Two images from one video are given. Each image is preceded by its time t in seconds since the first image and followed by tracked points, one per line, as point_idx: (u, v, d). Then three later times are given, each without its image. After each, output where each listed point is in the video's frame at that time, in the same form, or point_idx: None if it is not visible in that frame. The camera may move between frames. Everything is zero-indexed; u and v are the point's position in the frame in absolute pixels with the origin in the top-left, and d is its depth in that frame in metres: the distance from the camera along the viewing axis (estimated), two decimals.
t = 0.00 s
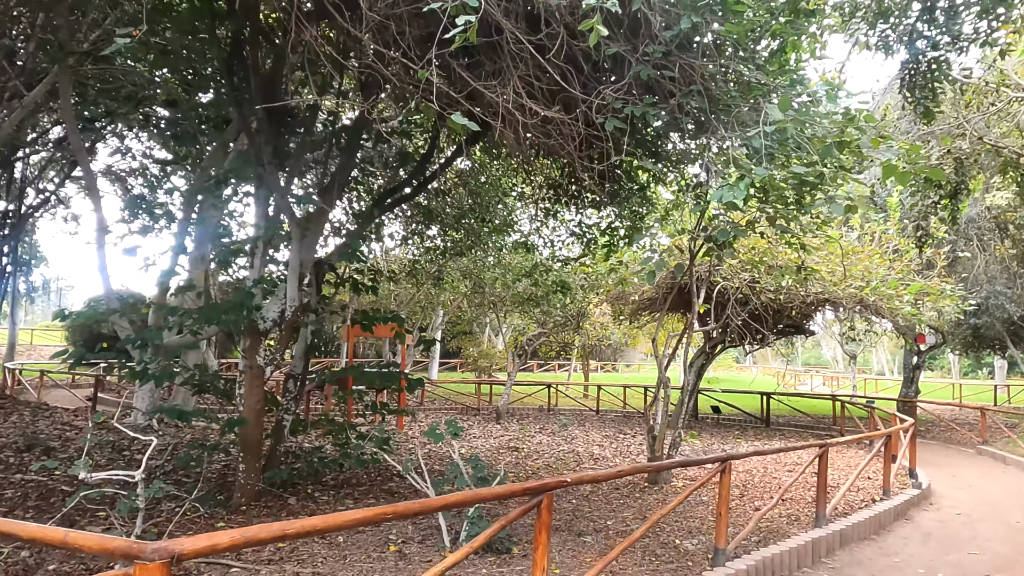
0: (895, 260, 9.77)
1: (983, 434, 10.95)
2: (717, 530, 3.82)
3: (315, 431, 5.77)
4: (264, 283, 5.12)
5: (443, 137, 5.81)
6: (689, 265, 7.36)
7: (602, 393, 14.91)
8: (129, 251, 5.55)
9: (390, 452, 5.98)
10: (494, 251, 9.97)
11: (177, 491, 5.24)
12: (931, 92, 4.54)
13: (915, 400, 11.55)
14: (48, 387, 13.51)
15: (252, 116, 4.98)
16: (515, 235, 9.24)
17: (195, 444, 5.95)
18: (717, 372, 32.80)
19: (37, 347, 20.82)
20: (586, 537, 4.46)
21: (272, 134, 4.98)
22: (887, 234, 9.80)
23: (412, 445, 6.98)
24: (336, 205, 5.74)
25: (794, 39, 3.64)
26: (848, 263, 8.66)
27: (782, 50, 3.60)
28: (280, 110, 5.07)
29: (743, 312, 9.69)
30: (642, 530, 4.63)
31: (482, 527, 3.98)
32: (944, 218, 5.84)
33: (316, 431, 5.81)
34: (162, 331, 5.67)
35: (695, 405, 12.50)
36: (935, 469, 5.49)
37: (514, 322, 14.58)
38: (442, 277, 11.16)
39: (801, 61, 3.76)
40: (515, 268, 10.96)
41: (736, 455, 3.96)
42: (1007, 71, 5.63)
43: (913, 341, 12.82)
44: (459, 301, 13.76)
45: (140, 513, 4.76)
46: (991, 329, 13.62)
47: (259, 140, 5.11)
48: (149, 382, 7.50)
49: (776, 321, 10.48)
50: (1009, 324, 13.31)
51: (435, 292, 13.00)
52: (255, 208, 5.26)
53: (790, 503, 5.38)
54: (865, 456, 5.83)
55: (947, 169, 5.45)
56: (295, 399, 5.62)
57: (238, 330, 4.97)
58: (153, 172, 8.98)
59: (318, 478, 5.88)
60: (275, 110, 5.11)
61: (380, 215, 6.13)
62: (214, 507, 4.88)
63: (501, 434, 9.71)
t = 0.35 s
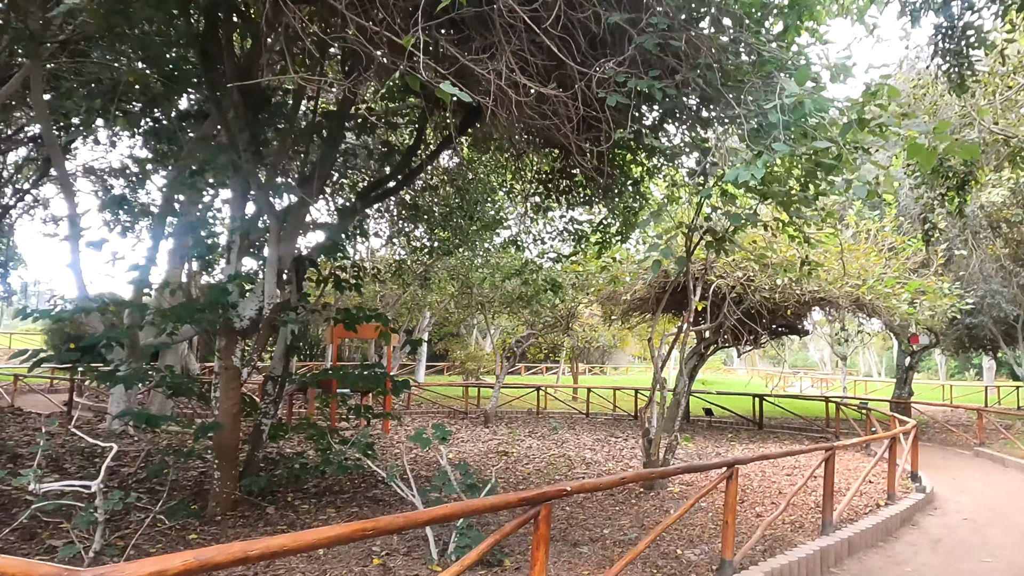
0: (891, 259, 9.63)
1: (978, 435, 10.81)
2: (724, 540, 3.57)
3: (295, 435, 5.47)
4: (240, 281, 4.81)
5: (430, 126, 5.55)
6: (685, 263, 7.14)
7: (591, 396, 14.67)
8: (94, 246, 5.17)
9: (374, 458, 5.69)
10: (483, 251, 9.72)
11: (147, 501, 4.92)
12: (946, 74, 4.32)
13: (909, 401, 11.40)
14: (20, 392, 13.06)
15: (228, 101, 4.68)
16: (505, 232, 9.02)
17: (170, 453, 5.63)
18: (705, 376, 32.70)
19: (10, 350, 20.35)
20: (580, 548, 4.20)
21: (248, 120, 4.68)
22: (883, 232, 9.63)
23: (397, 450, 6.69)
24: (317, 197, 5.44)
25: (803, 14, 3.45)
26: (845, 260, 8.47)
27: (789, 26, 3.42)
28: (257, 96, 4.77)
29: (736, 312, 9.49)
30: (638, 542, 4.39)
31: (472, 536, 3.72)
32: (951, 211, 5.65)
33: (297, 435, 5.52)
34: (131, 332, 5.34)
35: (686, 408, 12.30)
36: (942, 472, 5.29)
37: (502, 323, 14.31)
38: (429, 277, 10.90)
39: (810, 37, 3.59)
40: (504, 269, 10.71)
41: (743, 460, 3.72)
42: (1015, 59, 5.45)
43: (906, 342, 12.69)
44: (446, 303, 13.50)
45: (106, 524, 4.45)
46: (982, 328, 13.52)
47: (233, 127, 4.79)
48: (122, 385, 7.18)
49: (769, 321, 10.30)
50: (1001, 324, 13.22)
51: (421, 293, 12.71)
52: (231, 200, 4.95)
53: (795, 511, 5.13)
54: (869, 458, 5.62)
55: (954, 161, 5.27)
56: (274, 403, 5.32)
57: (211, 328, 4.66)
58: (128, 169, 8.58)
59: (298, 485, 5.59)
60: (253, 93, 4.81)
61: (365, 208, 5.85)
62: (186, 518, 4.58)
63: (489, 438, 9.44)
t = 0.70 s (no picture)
0: (880, 257, 9.51)
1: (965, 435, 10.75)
2: (720, 553, 3.37)
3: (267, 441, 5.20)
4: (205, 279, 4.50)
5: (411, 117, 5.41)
6: (674, 260, 6.93)
7: (576, 397, 14.51)
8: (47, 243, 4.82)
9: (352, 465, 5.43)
10: (465, 249, 9.49)
11: (106, 513, 4.62)
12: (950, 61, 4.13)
13: (896, 400, 11.30)
14: None
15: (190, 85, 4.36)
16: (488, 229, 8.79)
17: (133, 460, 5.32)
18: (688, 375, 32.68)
19: None
20: (566, 560, 3.98)
21: (213, 106, 4.38)
22: (872, 229, 9.50)
23: (376, 456, 6.42)
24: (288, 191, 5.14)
25: None
26: (835, 258, 8.31)
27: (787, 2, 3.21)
28: (223, 81, 4.45)
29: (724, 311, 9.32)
30: (628, 553, 4.18)
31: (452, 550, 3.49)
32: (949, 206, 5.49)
33: (269, 442, 5.24)
34: (89, 333, 5.03)
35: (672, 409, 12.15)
36: (942, 475, 5.12)
37: (485, 324, 14.07)
38: (410, 276, 10.65)
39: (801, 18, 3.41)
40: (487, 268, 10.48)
41: (738, 466, 3.51)
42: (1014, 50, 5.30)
43: (892, 341, 12.60)
44: (428, 303, 13.25)
45: (59, 540, 4.14)
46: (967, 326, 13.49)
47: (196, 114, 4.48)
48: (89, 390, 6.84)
49: (757, 320, 10.15)
50: (985, 322, 13.18)
51: (403, 292, 12.44)
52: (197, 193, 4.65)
53: (791, 519, 4.94)
54: (865, 462, 5.45)
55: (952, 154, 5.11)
56: (243, 408, 5.03)
57: (174, 328, 4.36)
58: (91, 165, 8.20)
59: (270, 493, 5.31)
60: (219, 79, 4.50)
61: (341, 203, 5.62)
62: (147, 531, 4.29)
63: (472, 440, 9.23)
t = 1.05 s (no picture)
0: (863, 253, 9.36)
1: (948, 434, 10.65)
2: (703, 562, 3.14)
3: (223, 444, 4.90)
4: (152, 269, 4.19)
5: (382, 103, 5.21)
6: (655, 255, 6.70)
7: (556, 397, 14.27)
8: None
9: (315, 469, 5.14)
10: (441, 245, 9.22)
11: (47, 523, 4.30)
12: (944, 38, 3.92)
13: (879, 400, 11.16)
14: None
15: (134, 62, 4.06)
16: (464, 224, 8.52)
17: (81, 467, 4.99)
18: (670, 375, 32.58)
19: None
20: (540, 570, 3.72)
21: (159, 81, 4.05)
22: (855, 225, 9.34)
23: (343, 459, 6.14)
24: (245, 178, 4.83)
25: None
26: (819, 253, 8.13)
27: None
28: (170, 54, 4.11)
29: (706, 309, 9.12)
30: (606, 561, 3.94)
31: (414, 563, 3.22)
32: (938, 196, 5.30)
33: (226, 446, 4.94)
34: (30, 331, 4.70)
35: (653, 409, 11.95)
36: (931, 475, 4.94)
37: (464, 323, 13.78)
38: (385, 274, 10.35)
39: None
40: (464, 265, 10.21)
41: (724, 470, 3.28)
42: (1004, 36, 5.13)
43: (875, 339, 12.47)
44: (405, 301, 12.95)
45: None
46: (948, 325, 13.41)
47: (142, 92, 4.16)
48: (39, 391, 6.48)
49: (739, 318, 9.96)
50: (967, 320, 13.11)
51: (379, 291, 12.12)
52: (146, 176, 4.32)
53: (775, 523, 4.73)
54: (852, 463, 5.25)
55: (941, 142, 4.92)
56: (198, 409, 4.74)
57: (118, 322, 4.06)
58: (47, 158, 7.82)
59: (229, 499, 5.02)
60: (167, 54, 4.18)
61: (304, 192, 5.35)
62: (88, 542, 3.97)
63: (448, 442, 8.96)
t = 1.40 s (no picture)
0: (843, 248, 9.23)
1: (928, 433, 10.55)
2: (680, 569, 2.91)
3: (173, 446, 4.60)
4: (90, 259, 3.85)
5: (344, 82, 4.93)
6: (632, 248, 6.48)
7: (533, 397, 14.05)
8: None
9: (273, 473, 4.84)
10: (414, 240, 8.95)
11: None
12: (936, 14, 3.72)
13: (858, 398, 11.04)
14: None
15: (67, 33, 3.73)
16: (436, 219, 8.28)
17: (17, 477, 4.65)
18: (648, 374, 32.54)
19: None
20: None
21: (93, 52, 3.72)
22: (834, 221, 9.20)
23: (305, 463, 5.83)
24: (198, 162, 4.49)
25: None
26: (799, 247, 7.96)
27: None
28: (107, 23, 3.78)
29: (684, 305, 8.94)
30: (578, 568, 3.73)
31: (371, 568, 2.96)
32: (922, 185, 5.12)
33: (177, 448, 4.65)
34: None
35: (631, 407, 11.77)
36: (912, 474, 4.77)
37: (439, 321, 13.50)
38: (357, 270, 10.06)
39: None
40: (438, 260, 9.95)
41: (701, 471, 3.05)
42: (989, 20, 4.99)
43: (854, 337, 12.37)
44: (378, 299, 12.66)
45: None
46: (925, 322, 13.36)
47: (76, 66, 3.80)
48: None
49: (718, 316, 9.79)
50: (944, 318, 13.08)
51: (351, 287, 11.82)
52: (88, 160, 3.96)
53: (757, 528, 4.52)
54: (835, 463, 5.06)
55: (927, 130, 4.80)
56: (144, 409, 4.43)
57: (53, 313, 3.76)
58: None
59: (179, 505, 4.71)
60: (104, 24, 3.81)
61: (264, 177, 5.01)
62: (15, 555, 3.65)
63: (419, 442, 8.70)
